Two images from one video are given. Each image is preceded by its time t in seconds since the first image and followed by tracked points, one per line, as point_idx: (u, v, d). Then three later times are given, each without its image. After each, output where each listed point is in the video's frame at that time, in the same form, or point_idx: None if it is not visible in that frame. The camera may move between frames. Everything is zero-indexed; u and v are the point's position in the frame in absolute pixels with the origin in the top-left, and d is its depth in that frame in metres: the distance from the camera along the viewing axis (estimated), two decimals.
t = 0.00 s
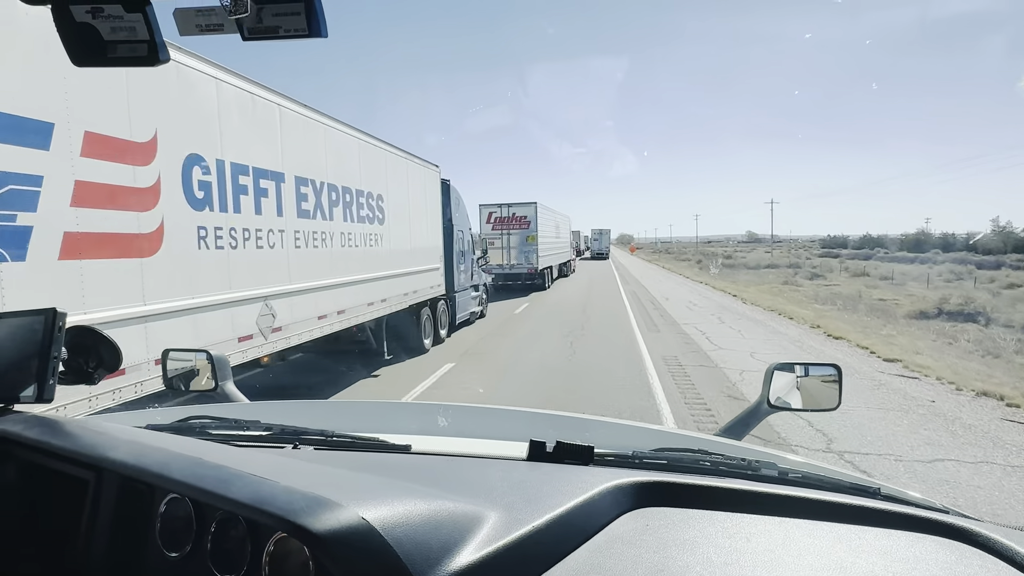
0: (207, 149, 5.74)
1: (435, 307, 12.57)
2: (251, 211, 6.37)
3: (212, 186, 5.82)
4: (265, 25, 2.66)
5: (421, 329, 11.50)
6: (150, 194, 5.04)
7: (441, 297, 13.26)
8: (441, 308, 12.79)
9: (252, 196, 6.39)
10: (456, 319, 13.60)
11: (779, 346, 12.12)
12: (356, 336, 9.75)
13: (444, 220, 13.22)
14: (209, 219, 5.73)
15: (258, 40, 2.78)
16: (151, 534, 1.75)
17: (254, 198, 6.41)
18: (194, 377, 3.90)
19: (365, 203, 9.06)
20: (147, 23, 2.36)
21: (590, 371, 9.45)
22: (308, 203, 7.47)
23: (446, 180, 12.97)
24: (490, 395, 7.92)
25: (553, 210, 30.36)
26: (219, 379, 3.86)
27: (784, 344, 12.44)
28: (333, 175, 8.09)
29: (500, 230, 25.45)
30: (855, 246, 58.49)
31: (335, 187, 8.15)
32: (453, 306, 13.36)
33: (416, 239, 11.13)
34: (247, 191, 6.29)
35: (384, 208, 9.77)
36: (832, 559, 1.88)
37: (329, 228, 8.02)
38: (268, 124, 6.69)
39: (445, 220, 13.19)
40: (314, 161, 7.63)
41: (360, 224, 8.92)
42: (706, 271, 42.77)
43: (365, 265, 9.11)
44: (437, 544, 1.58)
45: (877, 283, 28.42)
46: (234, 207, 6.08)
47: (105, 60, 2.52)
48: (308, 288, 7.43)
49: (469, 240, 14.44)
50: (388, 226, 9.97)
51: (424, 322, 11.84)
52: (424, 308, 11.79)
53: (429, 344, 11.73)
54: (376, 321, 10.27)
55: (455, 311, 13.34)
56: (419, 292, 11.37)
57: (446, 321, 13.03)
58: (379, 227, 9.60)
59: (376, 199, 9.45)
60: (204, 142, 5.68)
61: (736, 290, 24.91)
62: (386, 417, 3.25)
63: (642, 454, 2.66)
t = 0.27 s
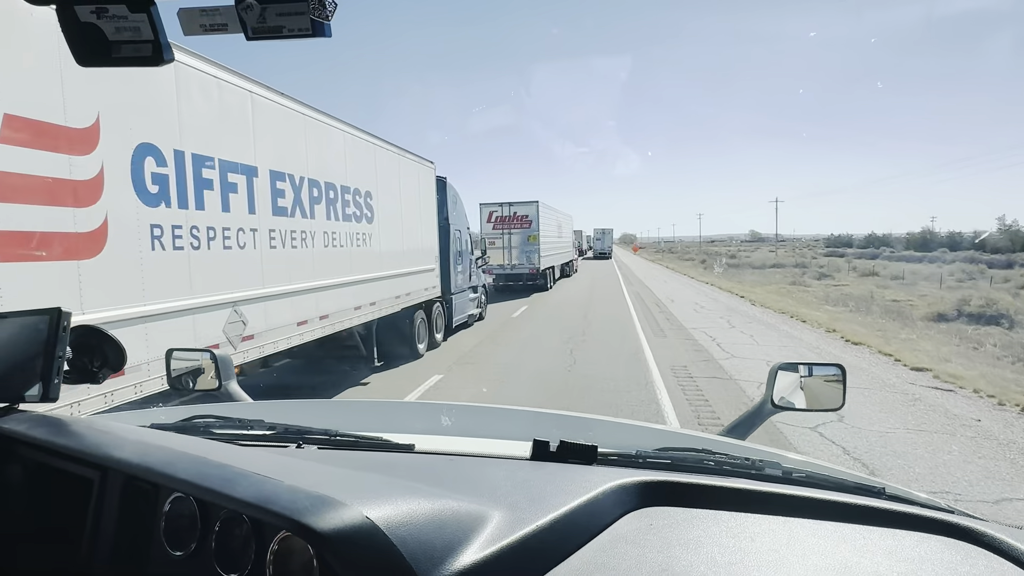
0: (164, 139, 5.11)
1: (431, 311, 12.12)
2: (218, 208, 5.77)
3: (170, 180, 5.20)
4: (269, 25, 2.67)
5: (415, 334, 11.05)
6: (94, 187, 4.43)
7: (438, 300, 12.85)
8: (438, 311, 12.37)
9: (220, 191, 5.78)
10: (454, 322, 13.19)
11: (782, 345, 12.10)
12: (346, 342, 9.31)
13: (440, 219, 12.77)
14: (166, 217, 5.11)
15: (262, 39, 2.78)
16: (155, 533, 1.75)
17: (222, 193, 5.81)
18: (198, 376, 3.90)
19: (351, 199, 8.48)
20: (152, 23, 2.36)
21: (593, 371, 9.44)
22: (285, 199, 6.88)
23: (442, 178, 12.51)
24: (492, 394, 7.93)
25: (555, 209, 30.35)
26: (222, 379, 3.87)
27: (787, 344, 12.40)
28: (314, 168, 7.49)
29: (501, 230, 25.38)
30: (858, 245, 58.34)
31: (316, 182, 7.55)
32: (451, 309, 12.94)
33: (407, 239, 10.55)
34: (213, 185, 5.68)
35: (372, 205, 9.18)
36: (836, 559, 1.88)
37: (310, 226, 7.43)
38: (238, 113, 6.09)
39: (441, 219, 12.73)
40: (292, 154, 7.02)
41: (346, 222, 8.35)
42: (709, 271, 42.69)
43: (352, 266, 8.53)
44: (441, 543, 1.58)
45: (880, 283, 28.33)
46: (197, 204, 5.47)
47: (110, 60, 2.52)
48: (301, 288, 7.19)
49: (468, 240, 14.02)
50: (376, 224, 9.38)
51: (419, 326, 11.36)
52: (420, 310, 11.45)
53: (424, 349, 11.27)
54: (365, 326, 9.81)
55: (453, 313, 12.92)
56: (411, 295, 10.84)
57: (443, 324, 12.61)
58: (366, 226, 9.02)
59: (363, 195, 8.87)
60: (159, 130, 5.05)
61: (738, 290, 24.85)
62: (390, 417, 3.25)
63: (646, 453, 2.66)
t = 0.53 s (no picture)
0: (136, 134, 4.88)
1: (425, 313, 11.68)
2: (177, 204, 5.32)
3: (119, 174, 4.75)
4: (261, 19, 2.66)
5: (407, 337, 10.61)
6: (21, 179, 4.00)
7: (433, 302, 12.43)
8: (432, 314, 11.94)
9: (179, 186, 5.34)
10: (450, 325, 12.77)
11: (784, 344, 12.07)
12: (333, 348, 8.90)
13: (434, 219, 12.34)
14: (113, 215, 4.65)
15: (254, 35, 2.77)
16: (147, 532, 1.74)
17: (181, 188, 5.36)
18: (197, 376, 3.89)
19: (334, 197, 8.03)
20: (143, 19, 2.35)
21: (594, 371, 9.42)
22: (256, 195, 6.44)
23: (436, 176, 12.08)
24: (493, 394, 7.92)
25: (556, 209, 30.33)
26: (222, 378, 3.86)
27: (790, 343, 12.36)
28: (290, 163, 7.05)
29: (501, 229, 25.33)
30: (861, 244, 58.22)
31: (292, 178, 7.10)
32: (447, 311, 12.52)
33: (397, 239, 10.09)
34: (171, 179, 5.24)
35: (358, 203, 8.73)
36: (834, 557, 1.86)
37: (285, 225, 6.99)
38: (201, 102, 5.63)
39: (434, 218, 12.30)
40: (263, 148, 6.58)
41: (328, 220, 7.91)
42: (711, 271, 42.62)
43: (335, 268, 8.09)
44: (433, 541, 1.56)
45: (883, 283, 28.22)
46: (151, 199, 5.02)
47: (102, 56, 2.51)
48: (291, 290, 7.04)
49: (463, 239, 13.60)
50: (362, 223, 8.93)
51: (411, 330, 10.92)
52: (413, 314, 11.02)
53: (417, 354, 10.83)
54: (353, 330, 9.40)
55: (449, 316, 12.49)
56: (402, 298, 10.40)
57: (438, 327, 12.18)
58: (351, 225, 8.57)
59: (347, 193, 8.42)
60: (104, 118, 4.60)
61: (740, 290, 24.81)
62: (388, 416, 3.24)
63: (644, 451, 2.64)
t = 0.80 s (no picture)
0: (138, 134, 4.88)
1: (417, 316, 11.26)
2: (134, 201, 4.83)
3: (62, 166, 4.24)
4: (263, 24, 2.66)
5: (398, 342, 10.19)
6: None
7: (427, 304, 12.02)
8: (426, 317, 11.53)
9: (136, 180, 4.85)
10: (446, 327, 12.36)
11: (784, 344, 12.07)
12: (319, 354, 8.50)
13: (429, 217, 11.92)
14: (53, 212, 4.15)
15: (257, 39, 2.78)
16: (151, 533, 1.75)
17: (139, 182, 4.87)
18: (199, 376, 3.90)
19: (317, 194, 7.55)
20: (147, 23, 2.36)
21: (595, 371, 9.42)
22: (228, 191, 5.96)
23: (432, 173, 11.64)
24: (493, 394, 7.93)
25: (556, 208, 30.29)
26: (224, 378, 3.87)
27: (791, 344, 12.35)
28: (267, 157, 6.58)
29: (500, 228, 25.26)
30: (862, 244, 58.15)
31: (269, 173, 6.62)
32: (442, 314, 12.12)
33: (386, 238, 9.62)
34: (125, 172, 4.74)
35: (344, 200, 8.26)
36: (835, 559, 1.87)
37: (261, 224, 6.52)
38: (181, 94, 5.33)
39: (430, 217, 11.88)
40: (237, 140, 6.10)
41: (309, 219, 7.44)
42: (711, 271, 42.59)
43: (318, 269, 7.61)
44: (436, 543, 1.57)
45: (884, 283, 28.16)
46: (104, 195, 4.55)
47: (105, 60, 2.52)
48: (292, 290, 7.00)
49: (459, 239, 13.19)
50: (349, 221, 8.45)
51: (403, 334, 10.50)
52: (405, 317, 10.55)
53: (409, 360, 10.41)
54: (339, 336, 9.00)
55: (444, 319, 12.08)
56: (393, 301, 9.95)
57: (432, 331, 11.76)
58: (337, 223, 8.10)
59: (332, 189, 7.95)
60: (44, 103, 4.10)
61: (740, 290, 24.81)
62: (389, 417, 3.24)
63: (644, 453, 2.65)
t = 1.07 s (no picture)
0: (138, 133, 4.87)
1: (411, 319, 10.95)
2: (83, 197, 4.35)
3: None
4: (261, 23, 2.66)
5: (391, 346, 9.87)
6: None
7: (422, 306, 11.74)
8: (420, 319, 11.24)
9: (85, 174, 4.36)
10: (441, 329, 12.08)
11: (784, 345, 12.07)
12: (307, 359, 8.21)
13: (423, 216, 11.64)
14: None
15: (255, 38, 2.78)
16: (149, 532, 1.75)
17: (88, 176, 4.38)
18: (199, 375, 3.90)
19: (299, 190, 7.12)
20: (145, 22, 2.36)
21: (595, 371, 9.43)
22: (196, 186, 5.48)
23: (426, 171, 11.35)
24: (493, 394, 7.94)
25: (557, 208, 30.29)
26: (224, 378, 3.87)
27: (791, 344, 12.34)
28: (240, 150, 6.09)
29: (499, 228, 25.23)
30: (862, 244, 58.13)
31: (243, 167, 6.13)
32: (437, 316, 11.83)
33: (374, 238, 9.14)
34: (100, 169, 4.51)
35: (328, 197, 7.79)
36: (834, 558, 1.87)
37: (235, 222, 6.05)
38: (183, 94, 5.33)
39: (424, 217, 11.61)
40: (206, 131, 5.61)
41: (290, 216, 6.98)
42: (712, 271, 42.57)
43: (301, 271, 7.16)
44: (434, 542, 1.57)
45: (886, 284, 28.12)
46: (44, 189, 4.04)
47: (103, 59, 2.52)
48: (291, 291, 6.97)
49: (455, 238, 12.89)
50: (335, 219, 7.98)
51: (396, 338, 10.20)
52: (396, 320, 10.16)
53: (402, 364, 10.09)
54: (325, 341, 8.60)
55: (439, 321, 11.80)
56: (384, 304, 9.52)
57: (427, 333, 11.47)
58: (321, 221, 7.63)
59: (315, 184, 7.47)
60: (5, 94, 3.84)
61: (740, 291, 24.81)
62: (389, 416, 3.24)
63: (644, 452, 2.65)
